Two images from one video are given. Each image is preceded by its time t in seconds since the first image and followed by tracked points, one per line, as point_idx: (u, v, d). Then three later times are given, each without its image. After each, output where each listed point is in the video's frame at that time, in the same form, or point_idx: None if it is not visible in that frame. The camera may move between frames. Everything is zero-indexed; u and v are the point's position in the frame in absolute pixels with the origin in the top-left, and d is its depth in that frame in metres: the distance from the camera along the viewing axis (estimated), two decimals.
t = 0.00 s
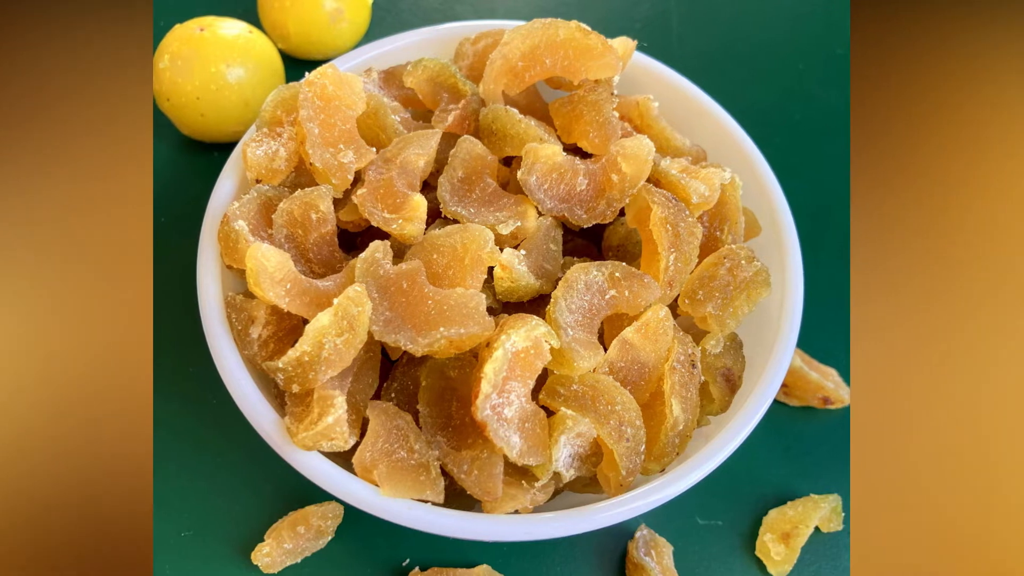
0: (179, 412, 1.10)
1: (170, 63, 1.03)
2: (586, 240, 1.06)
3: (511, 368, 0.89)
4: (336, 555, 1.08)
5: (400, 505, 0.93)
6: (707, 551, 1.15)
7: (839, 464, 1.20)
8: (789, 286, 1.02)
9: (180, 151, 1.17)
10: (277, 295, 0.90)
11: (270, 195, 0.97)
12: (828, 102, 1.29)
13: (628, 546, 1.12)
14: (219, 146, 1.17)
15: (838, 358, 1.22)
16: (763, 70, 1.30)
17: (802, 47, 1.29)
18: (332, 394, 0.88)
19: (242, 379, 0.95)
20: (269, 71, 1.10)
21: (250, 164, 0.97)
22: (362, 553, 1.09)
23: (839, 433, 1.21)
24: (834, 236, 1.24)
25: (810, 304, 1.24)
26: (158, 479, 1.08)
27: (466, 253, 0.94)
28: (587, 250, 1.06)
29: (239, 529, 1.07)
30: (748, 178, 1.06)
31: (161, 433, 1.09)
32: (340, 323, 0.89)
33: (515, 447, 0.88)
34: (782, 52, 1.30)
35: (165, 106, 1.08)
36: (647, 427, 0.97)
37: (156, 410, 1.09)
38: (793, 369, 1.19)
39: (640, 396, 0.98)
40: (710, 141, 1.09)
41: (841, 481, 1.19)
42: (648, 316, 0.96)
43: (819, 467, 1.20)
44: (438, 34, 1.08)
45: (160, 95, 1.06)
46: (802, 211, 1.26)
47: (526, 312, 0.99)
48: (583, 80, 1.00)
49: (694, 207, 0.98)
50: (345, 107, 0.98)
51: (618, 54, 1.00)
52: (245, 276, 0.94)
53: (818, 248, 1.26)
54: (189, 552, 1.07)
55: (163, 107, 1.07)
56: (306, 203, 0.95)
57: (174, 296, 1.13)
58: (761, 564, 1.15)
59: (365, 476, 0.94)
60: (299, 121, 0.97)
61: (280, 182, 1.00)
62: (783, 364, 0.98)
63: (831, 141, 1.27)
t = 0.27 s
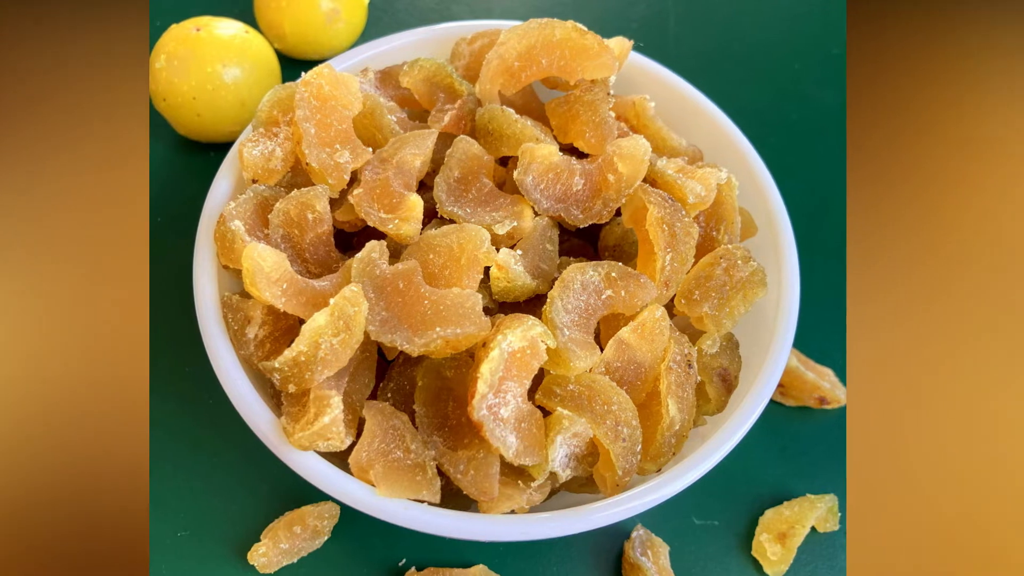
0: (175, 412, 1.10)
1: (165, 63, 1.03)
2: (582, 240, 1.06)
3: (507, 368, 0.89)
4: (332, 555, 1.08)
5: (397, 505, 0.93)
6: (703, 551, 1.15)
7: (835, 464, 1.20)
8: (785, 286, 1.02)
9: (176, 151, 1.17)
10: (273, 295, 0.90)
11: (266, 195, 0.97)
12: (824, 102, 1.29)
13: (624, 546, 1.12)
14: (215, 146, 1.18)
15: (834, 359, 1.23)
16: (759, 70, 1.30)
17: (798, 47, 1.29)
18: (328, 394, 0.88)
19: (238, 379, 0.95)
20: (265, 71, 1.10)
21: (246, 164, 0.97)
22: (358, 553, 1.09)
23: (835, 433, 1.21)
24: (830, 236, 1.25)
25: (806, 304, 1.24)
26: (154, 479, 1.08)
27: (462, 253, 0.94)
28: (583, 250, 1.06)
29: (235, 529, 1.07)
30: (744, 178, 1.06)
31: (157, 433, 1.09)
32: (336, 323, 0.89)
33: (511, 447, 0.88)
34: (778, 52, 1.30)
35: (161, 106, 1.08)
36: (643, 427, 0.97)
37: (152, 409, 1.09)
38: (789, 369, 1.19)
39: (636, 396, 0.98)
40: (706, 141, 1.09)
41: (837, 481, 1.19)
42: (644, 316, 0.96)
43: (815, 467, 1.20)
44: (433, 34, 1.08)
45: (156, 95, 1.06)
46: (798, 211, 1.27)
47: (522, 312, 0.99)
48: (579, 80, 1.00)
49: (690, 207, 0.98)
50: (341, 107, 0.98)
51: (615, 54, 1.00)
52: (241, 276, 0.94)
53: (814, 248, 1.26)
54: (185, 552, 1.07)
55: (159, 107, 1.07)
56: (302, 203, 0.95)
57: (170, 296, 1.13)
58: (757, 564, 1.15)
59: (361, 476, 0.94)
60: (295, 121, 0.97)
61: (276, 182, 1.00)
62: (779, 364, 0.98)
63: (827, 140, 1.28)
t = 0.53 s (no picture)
0: (171, 412, 1.10)
1: (161, 63, 1.03)
2: (578, 240, 1.06)
3: (503, 368, 0.89)
4: (328, 555, 1.08)
5: (393, 505, 0.93)
6: (699, 551, 1.15)
7: (831, 465, 1.20)
8: (780, 286, 1.02)
9: (172, 151, 1.17)
10: (269, 295, 0.90)
11: (262, 195, 0.97)
12: (819, 102, 1.29)
13: (620, 546, 1.12)
14: (211, 146, 1.18)
15: (830, 359, 1.23)
16: (755, 70, 1.31)
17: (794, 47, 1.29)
18: (324, 394, 0.88)
19: (234, 379, 0.95)
20: (260, 71, 1.10)
21: (242, 164, 0.97)
22: (354, 553, 1.09)
23: (831, 433, 1.21)
24: (825, 235, 1.25)
25: (801, 304, 1.25)
26: (150, 480, 1.08)
27: (458, 253, 0.94)
28: (579, 250, 1.06)
29: (231, 529, 1.07)
30: (740, 178, 1.06)
31: (153, 433, 1.09)
32: (332, 323, 0.89)
33: (506, 447, 0.88)
34: (774, 53, 1.30)
35: (157, 106, 1.08)
36: (639, 427, 0.97)
37: (148, 409, 1.09)
38: (785, 369, 1.19)
39: (632, 396, 0.98)
40: (702, 141, 1.09)
41: (833, 481, 1.19)
42: (640, 316, 0.96)
43: (812, 467, 1.20)
44: (429, 35, 1.08)
45: (151, 95, 1.06)
46: (794, 211, 1.27)
47: (517, 312, 0.99)
48: (575, 80, 1.00)
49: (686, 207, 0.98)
50: (337, 107, 0.98)
51: (611, 54, 1.00)
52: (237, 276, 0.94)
53: (810, 248, 1.26)
54: (181, 552, 1.07)
55: (155, 107, 1.07)
56: (298, 203, 0.95)
57: (166, 296, 1.13)
58: (753, 564, 1.15)
59: (357, 476, 0.94)
60: (291, 121, 0.97)
61: (272, 182, 1.00)
62: (775, 364, 0.98)
63: (822, 140, 1.28)
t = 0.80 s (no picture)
0: (167, 412, 1.11)
1: (158, 63, 1.03)
2: (575, 240, 1.06)
3: (500, 368, 0.89)
4: (324, 555, 1.08)
5: (389, 505, 0.93)
6: (695, 551, 1.15)
7: (827, 464, 1.20)
8: (777, 286, 1.02)
9: (168, 150, 1.17)
10: (265, 295, 0.90)
11: (258, 195, 0.97)
12: (814, 102, 1.30)
13: (616, 546, 1.12)
14: (207, 146, 1.18)
15: (826, 359, 1.23)
16: (751, 70, 1.31)
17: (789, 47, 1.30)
18: (320, 394, 0.88)
19: (230, 379, 0.95)
20: (257, 71, 1.10)
21: (238, 164, 0.97)
22: (350, 553, 1.09)
23: (828, 433, 1.21)
24: (821, 236, 1.25)
25: (798, 304, 1.25)
26: (147, 479, 1.08)
27: (454, 253, 0.94)
28: (576, 249, 1.06)
29: (227, 529, 1.07)
30: (736, 177, 1.06)
31: (149, 433, 1.09)
32: (328, 323, 0.89)
33: (503, 448, 0.88)
34: (770, 52, 1.31)
35: (153, 106, 1.08)
36: (635, 427, 0.97)
37: (145, 409, 1.10)
38: (781, 369, 1.19)
39: (629, 396, 0.98)
40: (698, 141, 1.09)
41: (829, 481, 1.19)
42: (636, 316, 0.96)
43: (808, 467, 1.20)
44: (426, 35, 1.08)
45: (148, 95, 1.06)
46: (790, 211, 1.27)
47: (514, 312, 0.99)
48: (571, 80, 1.00)
49: (683, 207, 0.98)
50: (333, 107, 0.98)
51: (607, 54, 1.00)
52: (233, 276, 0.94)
53: (807, 248, 1.26)
54: (177, 553, 1.07)
55: (152, 107, 1.07)
56: (294, 203, 0.95)
57: (162, 296, 1.14)
58: (749, 564, 1.15)
59: (354, 476, 0.94)
60: (287, 121, 0.97)
61: (268, 182, 1.00)
62: (771, 364, 0.98)
63: (818, 140, 1.28)
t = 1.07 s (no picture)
0: (163, 412, 1.11)
1: (153, 63, 1.03)
2: (570, 240, 1.06)
3: (495, 368, 0.89)
4: (320, 555, 1.08)
5: (385, 505, 0.93)
6: (691, 551, 1.15)
7: (822, 464, 1.20)
8: (773, 286, 1.02)
9: (164, 150, 1.17)
10: (261, 295, 0.90)
11: (254, 195, 0.97)
12: (810, 102, 1.30)
13: (612, 546, 1.12)
14: (203, 146, 1.18)
15: (822, 359, 1.23)
16: (746, 70, 1.31)
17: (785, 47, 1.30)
18: (316, 394, 0.88)
19: (226, 379, 0.95)
20: (252, 71, 1.10)
21: (234, 164, 0.97)
22: (345, 553, 1.09)
23: (824, 433, 1.21)
24: (817, 236, 1.25)
25: (794, 304, 1.25)
26: (142, 479, 1.08)
27: (450, 253, 0.93)
28: (571, 250, 1.06)
29: (223, 529, 1.08)
30: (732, 177, 1.06)
31: (145, 434, 1.09)
32: (323, 323, 0.89)
33: (498, 448, 0.88)
34: (766, 52, 1.31)
35: (149, 106, 1.08)
36: (631, 427, 0.97)
37: (141, 409, 1.10)
38: (777, 369, 1.19)
39: (624, 396, 0.98)
40: (694, 141, 1.09)
41: (824, 481, 1.19)
42: (631, 316, 0.96)
43: (804, 467, 1.20)
44: (421, 35, 1.08)
45: (143, 95, 1.06)
46: (786, 211, 1.27)
47: (509, 312, 0.99)
48: (567, 80, 1.00)
49: (678, 207, 0.98)
50: (329, 107, 0.98)
51: (603, 54, 1.00)
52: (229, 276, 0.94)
53: (803, 248, 1.26)
54: (173, 553, 1.07)
55: (147, 107, 1.07)
56: (290, 203, 0.95)
57: (158, 296, 1.14)
58: (745, 564, 1.15)
59: (349, 476, 0.94)
60: (283, 121, 0.97)
61: (264, 182, 1.00)
62: (767, 364, 0.98)
63: (814, 140, 1.28)
